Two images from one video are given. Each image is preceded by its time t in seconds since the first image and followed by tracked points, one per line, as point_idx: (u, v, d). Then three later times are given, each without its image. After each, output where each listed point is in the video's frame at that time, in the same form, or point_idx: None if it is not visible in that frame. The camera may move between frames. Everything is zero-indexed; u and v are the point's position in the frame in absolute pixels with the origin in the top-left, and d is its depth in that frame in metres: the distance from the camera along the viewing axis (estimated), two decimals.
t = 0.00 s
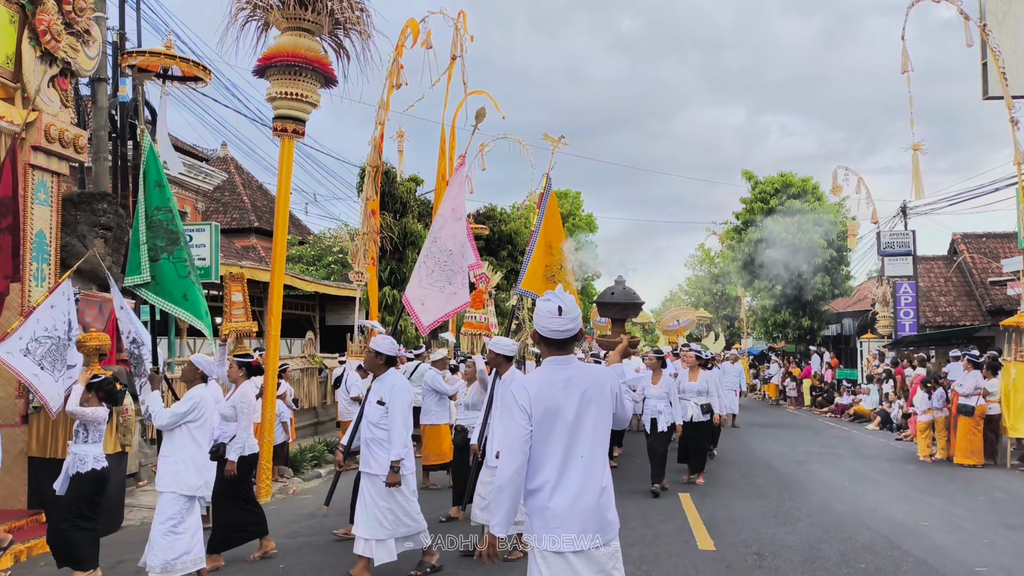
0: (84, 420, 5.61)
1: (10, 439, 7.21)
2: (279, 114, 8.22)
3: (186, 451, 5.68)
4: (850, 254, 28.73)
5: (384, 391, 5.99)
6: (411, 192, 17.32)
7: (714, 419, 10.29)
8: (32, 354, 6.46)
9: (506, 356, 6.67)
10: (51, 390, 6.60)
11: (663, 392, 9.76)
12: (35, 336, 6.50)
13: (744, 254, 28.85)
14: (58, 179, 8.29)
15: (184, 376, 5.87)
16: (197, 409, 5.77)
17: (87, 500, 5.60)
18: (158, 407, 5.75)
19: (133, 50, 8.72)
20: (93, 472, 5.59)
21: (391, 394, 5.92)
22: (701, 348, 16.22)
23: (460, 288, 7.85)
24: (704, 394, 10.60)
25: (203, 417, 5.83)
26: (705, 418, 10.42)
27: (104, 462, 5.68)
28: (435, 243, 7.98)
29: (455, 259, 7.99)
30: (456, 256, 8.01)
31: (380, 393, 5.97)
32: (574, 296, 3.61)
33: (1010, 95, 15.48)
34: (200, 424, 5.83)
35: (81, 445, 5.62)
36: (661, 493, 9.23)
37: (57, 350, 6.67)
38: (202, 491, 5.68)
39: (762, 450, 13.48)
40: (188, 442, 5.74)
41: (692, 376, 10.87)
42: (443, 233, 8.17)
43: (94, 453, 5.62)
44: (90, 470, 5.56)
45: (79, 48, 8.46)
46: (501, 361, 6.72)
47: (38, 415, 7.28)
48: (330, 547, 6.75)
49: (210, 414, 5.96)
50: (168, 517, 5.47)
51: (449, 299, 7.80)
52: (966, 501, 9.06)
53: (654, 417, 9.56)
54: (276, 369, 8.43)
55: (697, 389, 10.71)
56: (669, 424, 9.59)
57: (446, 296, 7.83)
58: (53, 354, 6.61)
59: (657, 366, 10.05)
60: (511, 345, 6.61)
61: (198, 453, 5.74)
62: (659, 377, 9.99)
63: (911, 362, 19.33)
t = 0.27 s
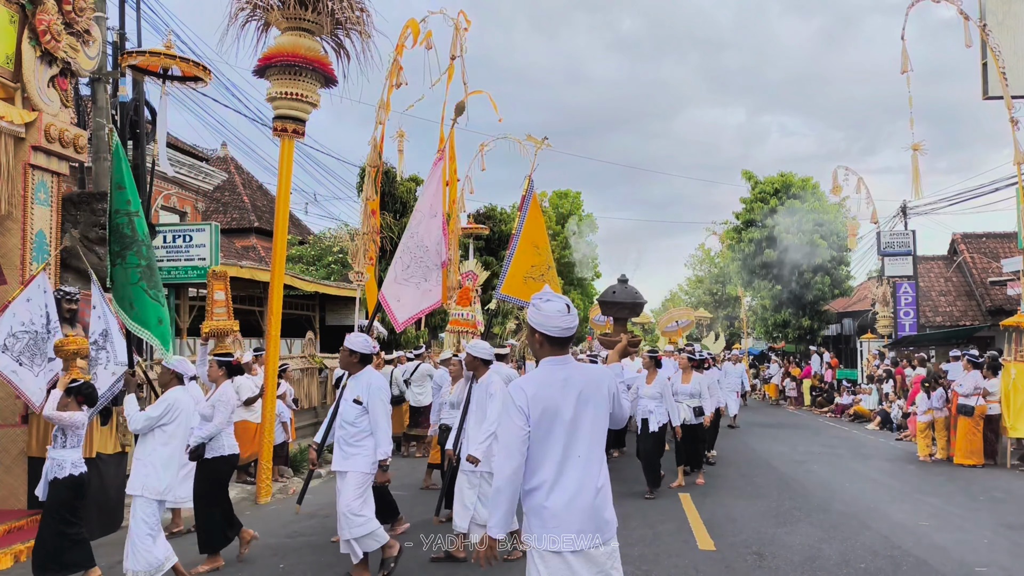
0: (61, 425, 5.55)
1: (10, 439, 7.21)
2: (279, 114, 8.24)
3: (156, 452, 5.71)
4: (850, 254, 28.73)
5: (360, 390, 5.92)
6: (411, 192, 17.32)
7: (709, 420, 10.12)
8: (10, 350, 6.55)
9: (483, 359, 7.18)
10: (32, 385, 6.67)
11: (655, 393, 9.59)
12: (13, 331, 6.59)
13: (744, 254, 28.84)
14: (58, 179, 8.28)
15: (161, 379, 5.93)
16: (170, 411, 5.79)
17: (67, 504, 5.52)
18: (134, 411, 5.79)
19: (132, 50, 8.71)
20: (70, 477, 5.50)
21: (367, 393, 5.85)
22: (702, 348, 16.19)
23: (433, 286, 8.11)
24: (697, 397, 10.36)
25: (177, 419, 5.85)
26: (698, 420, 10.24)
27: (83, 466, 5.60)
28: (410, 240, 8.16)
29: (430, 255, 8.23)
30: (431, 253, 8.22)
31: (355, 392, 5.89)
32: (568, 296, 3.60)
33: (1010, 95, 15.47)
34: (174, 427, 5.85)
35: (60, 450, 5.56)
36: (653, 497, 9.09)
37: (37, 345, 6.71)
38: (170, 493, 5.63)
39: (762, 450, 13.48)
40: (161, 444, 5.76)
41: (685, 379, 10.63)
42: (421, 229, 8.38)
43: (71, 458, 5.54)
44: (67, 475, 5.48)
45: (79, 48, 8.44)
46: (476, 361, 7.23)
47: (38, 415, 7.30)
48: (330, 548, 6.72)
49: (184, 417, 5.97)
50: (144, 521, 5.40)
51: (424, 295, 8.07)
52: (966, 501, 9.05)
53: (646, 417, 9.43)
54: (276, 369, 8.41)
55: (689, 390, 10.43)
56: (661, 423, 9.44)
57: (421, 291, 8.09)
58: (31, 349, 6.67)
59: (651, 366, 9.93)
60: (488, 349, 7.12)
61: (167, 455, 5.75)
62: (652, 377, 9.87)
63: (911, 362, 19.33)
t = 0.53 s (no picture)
0: (36, 427, 5.51)
1: (10, 438, 7.23)
2: (279, 114, 8.24)
3: (141, 453, 5.57)
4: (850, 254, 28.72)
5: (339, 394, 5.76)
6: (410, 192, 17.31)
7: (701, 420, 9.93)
8: None
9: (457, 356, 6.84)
10: (6, 386, 6.71)
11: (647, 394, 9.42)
12: None
13: (743, 254, 28.81)
14: (58, 179, 8.28)
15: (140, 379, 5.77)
16: (153, 410, 5.66)
17: (40, 508, 5.51)
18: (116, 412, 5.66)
19: (132, 50, 8.71)
20: (43, 479, 5.49)
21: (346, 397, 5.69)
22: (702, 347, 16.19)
23: (411, 286, 8.19)
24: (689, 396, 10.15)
25: (161, 416, 5.71)
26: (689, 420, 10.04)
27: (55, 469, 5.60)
28: (392, 238, 8.17)
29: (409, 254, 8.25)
30: (411, 252, 8.28)
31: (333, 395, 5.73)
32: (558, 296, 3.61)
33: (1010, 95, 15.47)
34: (158, 425, 5.71)
35: (33, 452, 5.53)
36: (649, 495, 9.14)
37: (9, 346, 6.69)
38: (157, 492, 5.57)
39: (762, 450, 13.47)
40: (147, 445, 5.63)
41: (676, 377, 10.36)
42: (400, 228, 8.38)
43: (45, 460, 5.53)
44: (40, 477, 5.47)
45: (79, 48, 8.45)
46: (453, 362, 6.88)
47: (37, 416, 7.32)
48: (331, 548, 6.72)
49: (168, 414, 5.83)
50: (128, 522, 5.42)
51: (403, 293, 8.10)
52: (966, 501, 9.05)
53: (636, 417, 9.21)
54: (276, 370, 8.41)
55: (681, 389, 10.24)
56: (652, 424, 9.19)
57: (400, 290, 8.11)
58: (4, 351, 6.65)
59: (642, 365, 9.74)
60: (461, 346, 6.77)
61: (154, 454, 5.61)
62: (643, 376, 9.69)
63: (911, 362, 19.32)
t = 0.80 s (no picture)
0: (11, 431, 5.40)
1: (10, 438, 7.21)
2: (279, 114, 8.24)
3: (122, 456, 5.55)
4: (850, 254, 28.73)
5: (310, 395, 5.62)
6: (410, 192, 17.31)
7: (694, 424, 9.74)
8: None
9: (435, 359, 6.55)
10: None
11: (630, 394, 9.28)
12: None
13: (743, 254, 28.81)
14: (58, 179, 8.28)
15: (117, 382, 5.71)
16: (133, 411, 5.62)
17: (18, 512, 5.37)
18: (94, 414, 5.59)
19: (133, 50, 8.71)
20: (21, 483, 5.38)
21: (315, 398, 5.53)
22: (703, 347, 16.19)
23: (393, 288, 8.07)
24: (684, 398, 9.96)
25: (140, 417, 5.68)
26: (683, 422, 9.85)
27: (33, 473, 5.48)
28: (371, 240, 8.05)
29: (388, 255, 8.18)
30: (392, 254, 8.21)
31: (305, 397, 5.60)
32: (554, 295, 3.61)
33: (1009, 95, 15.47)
34: (137, 427, 5.67)
35: (12, 456, 5.43)
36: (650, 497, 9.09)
37: None
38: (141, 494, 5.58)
39: (762, 450, 13.47)
40: (127, 447, 5.61)
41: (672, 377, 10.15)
42: (380, 228, 8.31)
43: (23, 464, 5.41)
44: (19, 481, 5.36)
45: (79, 48, 8.45)
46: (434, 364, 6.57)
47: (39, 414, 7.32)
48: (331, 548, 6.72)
49: (147, 414, 5.79)
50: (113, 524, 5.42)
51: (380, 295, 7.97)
52: (966, 501, 9.05)
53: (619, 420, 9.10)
54: (276, 369, 8.41)
55: (675, 391, 10.09)
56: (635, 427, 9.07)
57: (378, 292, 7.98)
58: None
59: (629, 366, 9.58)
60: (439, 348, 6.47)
61: (135, 456, 5.61)
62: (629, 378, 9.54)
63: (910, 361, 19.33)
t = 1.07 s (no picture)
0: None
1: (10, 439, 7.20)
2: (279, 114, 8.22)
3: (99, 455, 5.44)
4: (850, 254, 28.74)
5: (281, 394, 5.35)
6: (411, 192, 17.31)
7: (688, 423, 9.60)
8: None
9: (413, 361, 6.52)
10: None
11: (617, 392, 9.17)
12: None
13: (744, 254, 28.82)
14: (58, 179, 8.29)
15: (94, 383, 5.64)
16: (110, 411, 5.54)
17: None
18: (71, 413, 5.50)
19: (132, 50, 8.71)
20: None
21: (285, 397, 5.27)
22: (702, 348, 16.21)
23: (374, 284, 7.75)
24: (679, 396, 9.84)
25: (117, 417, 5.61)
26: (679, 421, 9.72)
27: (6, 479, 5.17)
28: (351, 235, 7.86)
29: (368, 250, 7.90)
30: (373, 248, 7.90)
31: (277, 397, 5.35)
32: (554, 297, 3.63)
33: (1009, 95, 15.48)
34: (114, 427, 5.59)
35: None
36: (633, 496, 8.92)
37: None
38: (118, 492, 5.49)
39: (762, 450, 13.47)
40: (103, 446, 5.51)
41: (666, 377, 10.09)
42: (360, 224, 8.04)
43: None
44: None
45: (79, 48, 8.45)
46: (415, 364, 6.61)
47: (39, 414, 7.28)
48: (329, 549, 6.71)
49: (123, 413, 5.71)
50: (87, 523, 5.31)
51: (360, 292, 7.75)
52: (966, 501, 9.05)
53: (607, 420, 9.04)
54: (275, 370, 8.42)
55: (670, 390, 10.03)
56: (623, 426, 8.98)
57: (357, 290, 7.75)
58: None
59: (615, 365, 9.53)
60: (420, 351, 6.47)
61: (112, 455, 5.51)
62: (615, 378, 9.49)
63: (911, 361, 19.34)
